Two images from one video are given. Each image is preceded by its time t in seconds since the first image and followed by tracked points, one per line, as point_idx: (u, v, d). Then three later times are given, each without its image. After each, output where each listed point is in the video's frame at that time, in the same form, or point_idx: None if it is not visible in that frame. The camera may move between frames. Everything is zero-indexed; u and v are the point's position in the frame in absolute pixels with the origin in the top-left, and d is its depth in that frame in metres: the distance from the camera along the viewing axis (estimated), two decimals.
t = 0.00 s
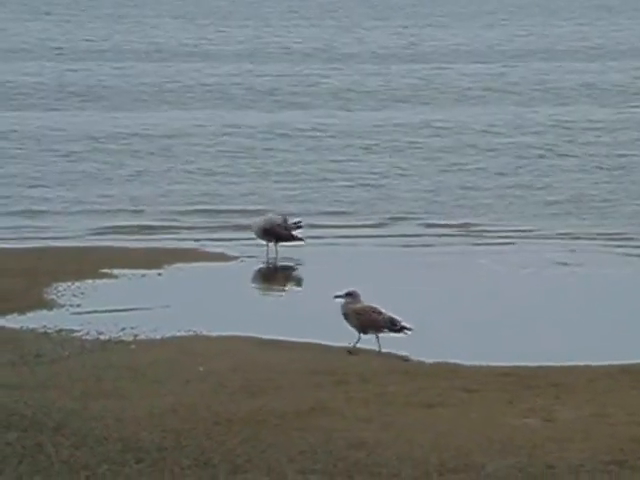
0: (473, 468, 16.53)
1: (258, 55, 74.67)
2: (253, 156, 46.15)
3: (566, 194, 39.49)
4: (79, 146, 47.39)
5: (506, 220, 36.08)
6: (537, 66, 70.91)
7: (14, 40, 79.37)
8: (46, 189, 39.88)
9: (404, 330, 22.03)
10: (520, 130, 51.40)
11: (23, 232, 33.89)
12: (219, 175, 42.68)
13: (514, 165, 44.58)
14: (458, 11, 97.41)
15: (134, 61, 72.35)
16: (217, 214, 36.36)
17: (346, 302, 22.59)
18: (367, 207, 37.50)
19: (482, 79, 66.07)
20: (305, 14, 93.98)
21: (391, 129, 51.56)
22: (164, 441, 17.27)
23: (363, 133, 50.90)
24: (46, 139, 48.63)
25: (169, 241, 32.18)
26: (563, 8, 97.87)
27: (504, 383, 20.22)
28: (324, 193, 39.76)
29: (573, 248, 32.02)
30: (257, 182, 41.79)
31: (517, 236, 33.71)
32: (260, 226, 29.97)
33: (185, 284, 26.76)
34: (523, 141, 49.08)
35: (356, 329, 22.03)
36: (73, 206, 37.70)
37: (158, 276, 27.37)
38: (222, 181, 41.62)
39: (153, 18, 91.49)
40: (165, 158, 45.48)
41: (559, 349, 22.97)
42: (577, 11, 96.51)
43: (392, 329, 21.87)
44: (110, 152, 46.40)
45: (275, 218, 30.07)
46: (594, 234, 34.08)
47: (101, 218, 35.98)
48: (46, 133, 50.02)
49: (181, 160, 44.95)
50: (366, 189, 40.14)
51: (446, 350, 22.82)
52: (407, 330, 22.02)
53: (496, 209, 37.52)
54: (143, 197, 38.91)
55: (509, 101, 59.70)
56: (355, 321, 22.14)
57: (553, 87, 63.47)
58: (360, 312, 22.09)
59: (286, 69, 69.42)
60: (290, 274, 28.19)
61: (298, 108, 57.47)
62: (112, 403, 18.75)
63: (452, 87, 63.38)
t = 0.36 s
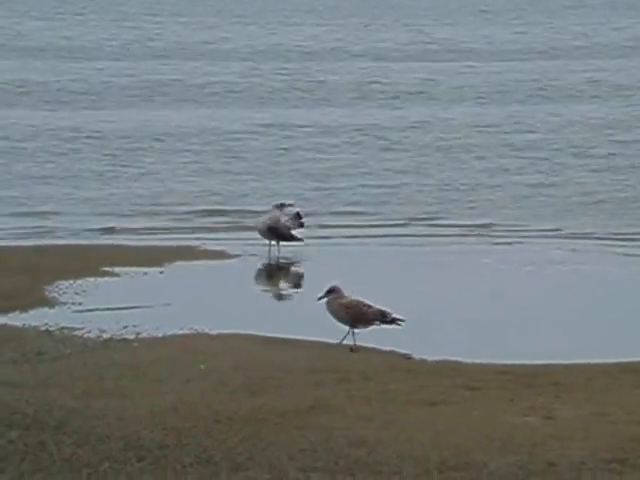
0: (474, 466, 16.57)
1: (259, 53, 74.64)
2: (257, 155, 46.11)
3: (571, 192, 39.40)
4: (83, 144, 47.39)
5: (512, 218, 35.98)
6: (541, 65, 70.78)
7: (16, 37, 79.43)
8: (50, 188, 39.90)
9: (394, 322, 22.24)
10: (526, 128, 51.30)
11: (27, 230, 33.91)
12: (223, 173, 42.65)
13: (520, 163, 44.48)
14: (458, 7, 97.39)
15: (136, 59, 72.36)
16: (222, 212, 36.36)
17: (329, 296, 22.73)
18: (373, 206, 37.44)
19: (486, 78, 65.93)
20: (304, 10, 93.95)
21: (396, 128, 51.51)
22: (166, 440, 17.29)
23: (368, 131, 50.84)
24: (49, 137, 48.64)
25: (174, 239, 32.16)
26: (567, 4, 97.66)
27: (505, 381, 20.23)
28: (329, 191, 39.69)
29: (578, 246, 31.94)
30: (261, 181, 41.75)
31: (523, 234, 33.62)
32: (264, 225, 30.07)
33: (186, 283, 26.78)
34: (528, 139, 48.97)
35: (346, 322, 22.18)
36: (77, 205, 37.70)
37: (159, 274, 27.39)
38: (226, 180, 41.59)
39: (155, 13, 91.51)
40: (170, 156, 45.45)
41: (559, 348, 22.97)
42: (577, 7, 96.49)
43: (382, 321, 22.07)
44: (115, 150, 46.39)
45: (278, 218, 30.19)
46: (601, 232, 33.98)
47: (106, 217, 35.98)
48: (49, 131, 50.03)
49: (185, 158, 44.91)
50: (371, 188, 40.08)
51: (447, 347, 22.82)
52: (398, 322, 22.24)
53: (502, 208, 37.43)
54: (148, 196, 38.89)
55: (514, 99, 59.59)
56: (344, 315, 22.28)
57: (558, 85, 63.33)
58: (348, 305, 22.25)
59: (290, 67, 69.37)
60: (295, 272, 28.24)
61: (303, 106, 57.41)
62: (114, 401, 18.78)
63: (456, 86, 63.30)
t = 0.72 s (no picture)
0: (477, 465, 16.57)
1: (264, 52, 74.60)
2: (264, 154, 46.08)
3: (575, 191, 39.35)
4: (87, 143, 47.35)
5: (520, 217, 35.90)
6: (545, 64, 70.69)
7: (21, 35, 79.50)
8: (55, 186, 39.89)
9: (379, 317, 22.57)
10: (533, 128, 51.20)
11: (34, 228, 33.92)
12: (230, 172, 42.63)
13: (527, 162, 44.38)
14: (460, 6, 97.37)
15: (140, 58, 72.38)
16: (226, 211, 36.33)
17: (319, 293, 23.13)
18: (380, 205, 37.39)
19: (493, 78, 65.80)
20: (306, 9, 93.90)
21: (403, 127, 51.43)
22: (168, 437, 17.31)
23: (374, 130, 50.78)
24: (55, 136, 48.66)
25: (180, 237, 32.16)
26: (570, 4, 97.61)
27: (506, 380, 20.21)
28: (336, 190, 39.66)
29: (583, 246, 31.83)
30: (268, 180, 41.72)
31: (530, 234, 33.54)
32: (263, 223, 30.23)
33: (188, 281, 26.80)
34: (535, 138, 48.85)
35: (332, 316, 22.52)
36: (84, 203, 37.72)
37: (162, 272, 27.42)
38: (232, 179, 41.57)
39: (160, 10, 91.50)
40: (177, 155, 45.43)
41: (559, 347, 22.94)
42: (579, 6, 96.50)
43: (368, 315, 22.40)
44: (121, 149, 46.37)
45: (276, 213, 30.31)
46: (608, 232, 33.86)
47: (114, 215, 35.97)
48: (56, 129, 50.04)
49: (191, 157, 44.89)
50: (378, 187, 40.03)
51: (447, 346, 22.78)
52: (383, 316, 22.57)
53: (510, 208, 37.35)
54: (154, 194, 38.88)
55: (521, 99, 59.46)
56: (330, 309, 22.64)
57: (566, 84, 63.17)
58: (334, 299, 22.59)
59: (294, 66, 69.33)
60: (290, 271, 28.26)
61: (306, 104, 57.37)
62: (117, 399, 18.78)
63: (463, 86, 63.19)
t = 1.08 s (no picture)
0: (479, 464, 16.58)
1: (269, 51, 74.55)
2: (271, 153, 46.02)
3: (577, 189, 39.38)
4: (89, 142, 47.38)
5: (528, 215, 35.80)
6: (547, 63, 70.73)
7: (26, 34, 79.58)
8: (58, 185, 39.91)
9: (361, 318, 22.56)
10: (538, 127, 51.10)
11: (39, 227, 33.91)
12: (237, 172, 42.59)
13: (535, 161, 44.27)
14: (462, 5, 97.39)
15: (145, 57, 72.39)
16: (228, 210, 36.38)
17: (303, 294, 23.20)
18: (388, 204, 37.33)
19: (497, 77, 65.76)
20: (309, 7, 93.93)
21: (410, 127, 51.36)
22: (171, 436, 17.33)
23: (382, 130, 50.69)
24: (61, 136, 48.68)
25: (186, 236, 32.14)
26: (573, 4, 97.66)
27: (507, 379, 20.22)
28: (343, 189, 39.58)
29: (590, 246, 31.72)
30: (275, 180, 41.67)
31: (536, 233, 33.47)
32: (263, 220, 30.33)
33: (189, 279, 26.83)
34: (543, 137, 48.71)
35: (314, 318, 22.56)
36: (89, 202, 37.72)
37: (163, 271, 27.44)
38: (239, 178, 41.52)
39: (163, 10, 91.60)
40: (178, 154, 45.45)
41: (561, 346, 22.90)
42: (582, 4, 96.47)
43: (349, 317, 22.41)
44: (128, 148, 46.36)
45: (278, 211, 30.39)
46: (618, 231, 33.73)
47: (121, 215, 35.95)
48: (62, 129, 50.05)
49: (198, 157, 44.85)
50: (385, 186, 39.96)
51: (449, 346, 22.75)
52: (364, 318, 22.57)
53: (519, 206, 37.23)
54: (161, 193, 38.86)
55: (528, 98, 59.31)
56: (313, 310, 22.68)
57: (568, 83, 63.22)
58: (316, 301, 22.62)
59: (299, 65, 69.26)
60: (290, 269, 28.26)
61: (308, 103, 57.41)
62: (119, 397, 18.82)
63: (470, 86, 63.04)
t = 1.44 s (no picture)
0: (481, 463, 16.58)
1: (270, 49, 74.45)
2: (274, 152, 45.99)
3: (576, 189, 39.34)
4: (89, 141, 47.34)
5: (528, 215, 35.76)
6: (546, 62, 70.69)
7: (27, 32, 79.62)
8: (58, 183, 39.87)
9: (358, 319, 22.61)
10: (538, 127, 51.06)
11: (40, 226, 33.88)
12: (242, 171, 42.54)
13: (541, 161, 44.16)
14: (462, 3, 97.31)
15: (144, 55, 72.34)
16: (229, 209, 36.36)
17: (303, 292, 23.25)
18: (392, 204, 37.28)
19: (496, 76, 65.69)
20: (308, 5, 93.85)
21: (415, 126, 51.29)
22: (173, 435, 17.33)
23: (387, 129, 50.63)
24: (62, 134, 48.65)
25: (191, 235, 32.10)
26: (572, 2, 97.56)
27: (509, 378, 20.21)
28: (349, 189, 39.52)
29: (595, 246, 31.64)
30: (278, 179, 41.63)
31: (537, 233, 33.44)
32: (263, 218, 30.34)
33: (190, 278, 26.81)
34: (543, 137, 48.67)
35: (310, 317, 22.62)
36: (89, 200, 37.68)
37: (165, 269, 27.44)
38: (244, 177, 41.49)
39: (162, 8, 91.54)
40: (178, 152, 45.42)
41: (563, 346, 22.87)
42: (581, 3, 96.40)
43: (346, 317, 22.47)
44: (133, 147, 46.32)
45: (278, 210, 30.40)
46: (626, 231, 33.62)
47: (128, 213, 35.92)
48: (66, 128, 50.07)
49: (200, 156, 44.81)
50: (391, 186, 39.90)
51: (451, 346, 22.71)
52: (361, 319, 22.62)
53: (526, 206, 37.12)
54: (163, 192, 38.83)
55: (531, 97, 59.22)
56: (310, 309, 22.74)
57: (568, 82, 63.17)
58: (314, 300, 22.68)
59: (298, 63, 69.20)
60: (289, 267, 28.28)
61: (308, 102, 57.36)
62: (121, 396, 18.82)
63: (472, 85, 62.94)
